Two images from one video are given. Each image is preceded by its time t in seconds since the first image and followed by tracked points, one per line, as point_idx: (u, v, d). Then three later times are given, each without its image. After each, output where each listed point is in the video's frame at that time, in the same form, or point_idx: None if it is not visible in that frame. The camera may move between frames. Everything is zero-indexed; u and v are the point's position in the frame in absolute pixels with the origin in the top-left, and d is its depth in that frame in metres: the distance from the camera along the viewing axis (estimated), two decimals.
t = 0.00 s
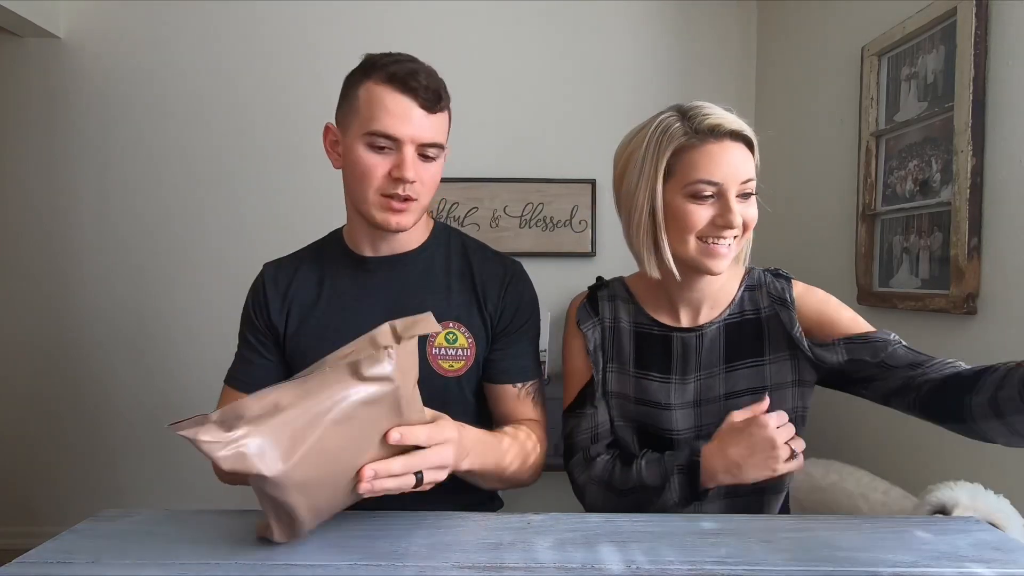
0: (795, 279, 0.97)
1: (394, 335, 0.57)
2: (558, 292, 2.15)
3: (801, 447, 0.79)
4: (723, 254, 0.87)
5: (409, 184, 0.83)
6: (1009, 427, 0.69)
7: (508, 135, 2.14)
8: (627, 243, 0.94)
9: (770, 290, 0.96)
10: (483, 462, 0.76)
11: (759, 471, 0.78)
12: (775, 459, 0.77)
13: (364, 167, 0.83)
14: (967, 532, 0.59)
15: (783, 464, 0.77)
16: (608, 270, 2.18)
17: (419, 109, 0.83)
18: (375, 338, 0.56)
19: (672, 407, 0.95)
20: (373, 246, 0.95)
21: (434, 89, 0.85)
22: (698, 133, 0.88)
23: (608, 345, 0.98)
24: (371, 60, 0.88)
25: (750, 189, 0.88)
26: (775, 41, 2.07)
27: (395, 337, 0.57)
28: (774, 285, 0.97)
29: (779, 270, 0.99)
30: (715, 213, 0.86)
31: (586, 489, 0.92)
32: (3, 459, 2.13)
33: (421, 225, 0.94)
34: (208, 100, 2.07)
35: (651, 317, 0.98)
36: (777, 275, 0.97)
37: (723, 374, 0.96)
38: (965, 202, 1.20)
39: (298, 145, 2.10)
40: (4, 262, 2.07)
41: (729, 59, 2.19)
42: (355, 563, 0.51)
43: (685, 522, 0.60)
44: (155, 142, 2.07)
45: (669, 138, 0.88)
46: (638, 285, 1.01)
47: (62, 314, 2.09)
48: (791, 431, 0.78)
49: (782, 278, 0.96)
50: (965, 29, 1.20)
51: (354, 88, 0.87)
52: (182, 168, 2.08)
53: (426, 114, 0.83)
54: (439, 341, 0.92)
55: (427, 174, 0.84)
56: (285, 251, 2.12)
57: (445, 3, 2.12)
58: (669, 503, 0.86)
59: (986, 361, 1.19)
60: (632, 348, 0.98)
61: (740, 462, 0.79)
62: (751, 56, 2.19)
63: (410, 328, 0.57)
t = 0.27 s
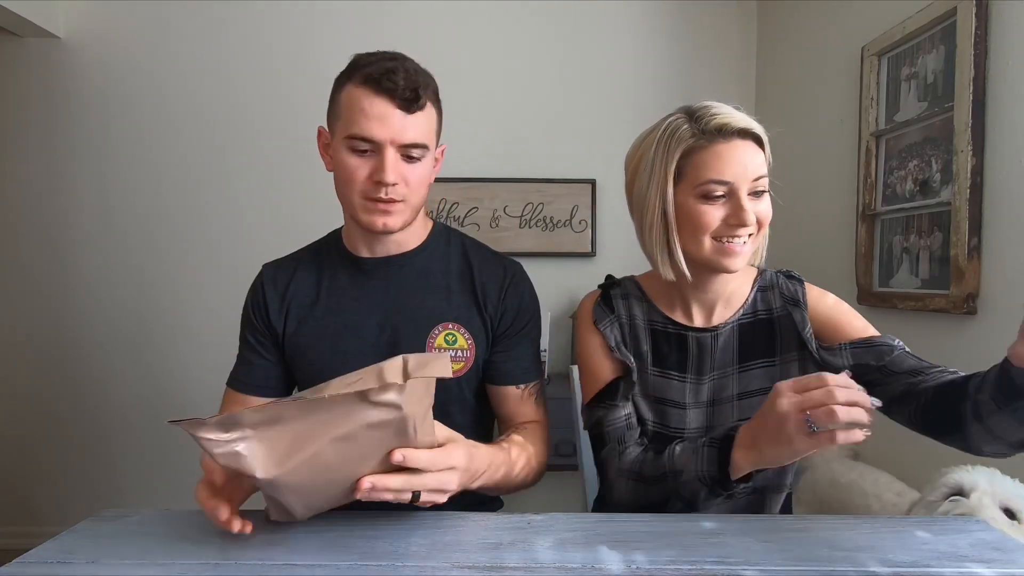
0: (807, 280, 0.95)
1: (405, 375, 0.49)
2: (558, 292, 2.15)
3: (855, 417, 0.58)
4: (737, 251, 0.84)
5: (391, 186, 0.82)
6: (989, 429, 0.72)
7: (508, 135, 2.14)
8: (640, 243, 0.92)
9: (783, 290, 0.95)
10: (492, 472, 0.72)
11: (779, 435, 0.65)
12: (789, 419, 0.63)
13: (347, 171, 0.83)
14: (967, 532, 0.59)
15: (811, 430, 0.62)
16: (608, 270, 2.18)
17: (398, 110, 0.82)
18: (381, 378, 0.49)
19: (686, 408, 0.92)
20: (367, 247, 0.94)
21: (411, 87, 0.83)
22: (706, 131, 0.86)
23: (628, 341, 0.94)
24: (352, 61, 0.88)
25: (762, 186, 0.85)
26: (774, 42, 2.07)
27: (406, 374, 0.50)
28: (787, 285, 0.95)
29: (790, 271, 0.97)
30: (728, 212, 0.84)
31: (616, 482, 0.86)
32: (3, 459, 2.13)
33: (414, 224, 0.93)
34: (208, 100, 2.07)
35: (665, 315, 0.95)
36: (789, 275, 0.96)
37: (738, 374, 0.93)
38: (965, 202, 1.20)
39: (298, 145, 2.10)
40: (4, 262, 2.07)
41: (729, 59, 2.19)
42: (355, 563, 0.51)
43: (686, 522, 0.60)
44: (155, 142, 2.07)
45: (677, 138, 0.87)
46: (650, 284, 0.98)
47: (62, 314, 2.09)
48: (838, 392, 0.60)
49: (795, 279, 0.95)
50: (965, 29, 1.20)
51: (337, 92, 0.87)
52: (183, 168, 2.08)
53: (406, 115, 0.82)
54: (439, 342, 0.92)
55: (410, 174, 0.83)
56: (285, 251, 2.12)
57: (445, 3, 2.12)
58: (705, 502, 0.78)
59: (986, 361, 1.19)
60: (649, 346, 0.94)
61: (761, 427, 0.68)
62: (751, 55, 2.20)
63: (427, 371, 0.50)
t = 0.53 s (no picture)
0: (818, 282, 0.96)
1: (401, 438, 0.49)
2: (558, 292, 2.15)
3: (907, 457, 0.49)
4: (745, 250, 0.83)
5: (388, 189, 0.81)
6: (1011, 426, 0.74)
7: (508, 135, 2.14)
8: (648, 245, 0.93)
9: (795, 292, 0.95)
10: (496, 470, 0.72)
11: (819, 421, 0.61)
12: (836, 412, 0.59)
13: (344, 173, 0.83)
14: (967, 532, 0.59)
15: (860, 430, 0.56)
16: (608, 270, 2.18)
17: (394, 112, 0.82)
18: (377, 445, 0.48)
19: (698, 408, 0.91)
20: (367, 248, 0.95)
21: (408, 89, 0.83)
22: (709, 132, 0.85)
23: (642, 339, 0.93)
24: (350, 62, 0.88)
25: (767, 184, 0.84)
26: (774, 42, 2.07)
27: (403, 437, 0.49)
28: (798, 287, 0.95)
29: (801, 274, 0.98)
30: (731, 212, 0.83)
31: (634, 475, 0.84)
32: (3, 459, 2.13)
33: (413, 226, 0.93)
34: (208, 100, 2.08)
35: (677, 314, 0.94)
36: (801, 278, 0.96)
37: (750, 376, 0.92)
38: (965, 202, 1.20)
39: (298, 145, 2.10)
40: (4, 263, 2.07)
41: (729, 59, 2.19)
42: (355, 563, 0.51)
43: (686, 522, 0.60)
44: (155, 142, 2.07)
45: (681, 140, 0.86)
46: (662, 283, 0.97)
47: (62, 314, 2.09)
48: (900, 397, 0.53)
49: (806, 281, 0.95)
50: (965, 29, 1.20)
51: (334, 94, 0.87)
52: (183, 168, 2.08)
53: (401, 117, 0.82)
54: (438, 342, 0.92)
55: (407, 176, 0.83)
56: (285, 251, 2.12)
57: (445, 3, 2.12)
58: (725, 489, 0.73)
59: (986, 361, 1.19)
60: (663, 343, 0.93)
61: (797, 412, 0.63)
62: (751, 55, 2.20)
63: (424, 436, 0.49)
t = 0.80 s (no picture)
0: (829, 286, 0.95)
1: (405, 479, 0.49)
2: (558, 292, 2.16)
3: (855, 446, 0.52)
4: (735, 251, 0.82)
5: (387, 193, 0.82)
6: (979, 422, 0.72)
7: (508, 135, 2.14)
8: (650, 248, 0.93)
9: (805, 294, 0.94)
10: (513, 472, 0.71)
11: (790, 419, 0.62)
12: (806, 407, 0.61)
13: (342, 176, 0.83)
14: (967, 532, 0.59)
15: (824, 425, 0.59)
16: (608, 270, 2.18)
17: (387, 115, 0.82)
18: (380, 482, 0.48)
19: (702, 410, 0.90)
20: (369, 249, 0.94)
21: (406, 92, 0.83)
22: (694, 133, 0.84)
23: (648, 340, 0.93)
24: (347, 65, 0.88)
25: (756, 182, 0.81)
26: (774, 42, 2.07)
27: (407, 480, 0.49)
28: (809, 290, 0.94)
29: (812, 277, 0.97)
30: (716, 213, 0.82)
31: (627, 477, 0.84)
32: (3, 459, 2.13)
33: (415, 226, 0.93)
34: (208, 100, 2.07)
35: (685, 314, 0.93)
36: (812, 281, 0.95)
37: (758, 378, 0.90)
38: (965, 202, 1.20)
39: (298, 145, 2.10)
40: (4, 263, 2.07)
41: (729, 59, 2.19)
42: (354, 562, 0.51)
43: (687, 523, 0.60)
44: (155, 142, 2.07)
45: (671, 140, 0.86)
46: (670, 282, 0.96)
47: (62, 314, 2.09)
48: (864, 395, 0.58)
49: (817, 285, 0.94)
50: (965, 29, 1.21)
51: (333, 98, 0.87)
52: (183, 168, 2.08)
53: (393, 119, 0.82)
54: (439, 343, 0.92)
55: (407, 179, 0.83)
56: (285, 251, 2.12)
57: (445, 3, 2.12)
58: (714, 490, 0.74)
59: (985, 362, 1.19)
60: (669, 345, 0.93)
61: (773, 410, 0.65)
62: (751, 55, 2.20)
63: (429, 483, 0.49)
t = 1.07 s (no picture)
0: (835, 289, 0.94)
1: (410, 476, 0.49)
2: (558, 292, 2.16)
3: (866, 448, 0.52)
4: (707, 254, 0.83)
5: (389, 198, 0.82)
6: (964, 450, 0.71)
7: (508, 135, 2.14)
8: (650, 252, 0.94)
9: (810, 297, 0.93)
10: (519, 476, 0.71)
11: (799, 420, 0.61)
12: (816, 409, 0.60)
13: (344, 180, 0.83)
14: (966, 532, 0.59)
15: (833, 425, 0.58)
16: (608, 270, 2.18)
17: (383, 118, 0.81)
18: (385, 478, 0.49)
19: (704, 412, 0.90)
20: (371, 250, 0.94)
21: (410, 96, 0.82)
22: (667, 141, 0.86)
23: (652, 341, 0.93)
24: (348, 66, 0.87)
25: (722, 184, 0.81)
26: (774, 42, 2.07)
27: (412, 475, 0.49)
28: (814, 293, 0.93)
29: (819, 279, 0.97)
30: (684, 219, 0.84)
31: (629, 478, 0.84)
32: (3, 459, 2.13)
33: (416, 228, 0.93)
34: (208, 100, 2.08)
35: (688, 315, 0.94)
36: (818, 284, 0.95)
37: (761, 381, 0.90)
38: (965, 202, 1.20)
39: (298, 145, 2.10)
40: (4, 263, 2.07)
41: (729, 59, 2.19)
42: (353, 562, 0.51)
43: (687, 523, 0.60)
44: (155, 142, 2.07)
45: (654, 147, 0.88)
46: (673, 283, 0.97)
47: (62, 314, 2.09)
48: (873, 395, 0.57)
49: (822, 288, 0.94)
50: (965, 29, 1.21)
51: (331, 104, 0.88)
52: (183, 168, 2.08)
53: (388, 121, 0.81)
54: (440, 345, 0.92)
55: (408, 183, 0.83)
56: (285, 251, 2.12)
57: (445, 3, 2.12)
58: (717, 493, 0.74)
59: (985, 362, 1.19)
60: (673, 346, 0.93)
61: (780, 411, 0.64)
62: (750, 54, 2.20)
63: (434, 480, 0.49)
